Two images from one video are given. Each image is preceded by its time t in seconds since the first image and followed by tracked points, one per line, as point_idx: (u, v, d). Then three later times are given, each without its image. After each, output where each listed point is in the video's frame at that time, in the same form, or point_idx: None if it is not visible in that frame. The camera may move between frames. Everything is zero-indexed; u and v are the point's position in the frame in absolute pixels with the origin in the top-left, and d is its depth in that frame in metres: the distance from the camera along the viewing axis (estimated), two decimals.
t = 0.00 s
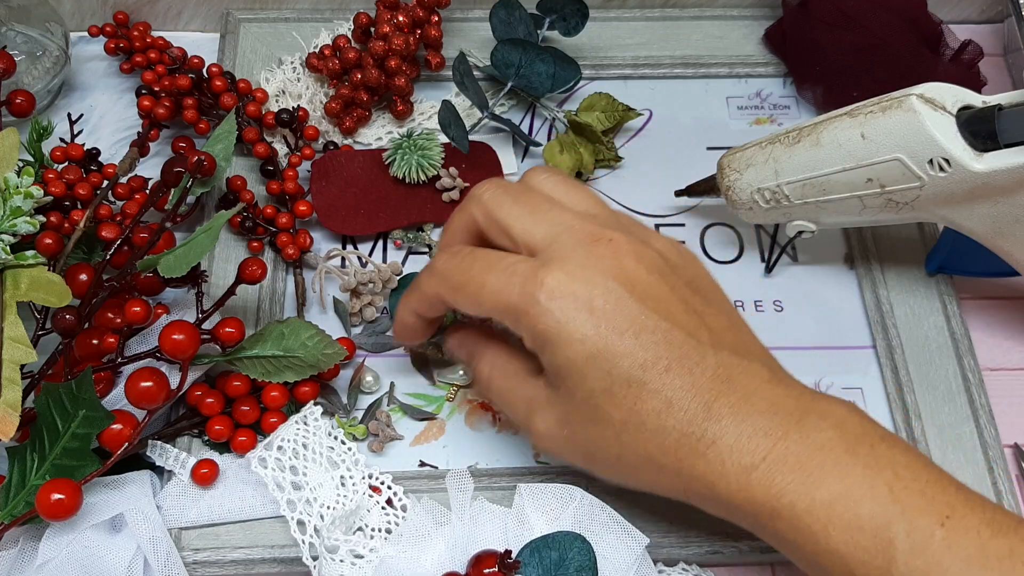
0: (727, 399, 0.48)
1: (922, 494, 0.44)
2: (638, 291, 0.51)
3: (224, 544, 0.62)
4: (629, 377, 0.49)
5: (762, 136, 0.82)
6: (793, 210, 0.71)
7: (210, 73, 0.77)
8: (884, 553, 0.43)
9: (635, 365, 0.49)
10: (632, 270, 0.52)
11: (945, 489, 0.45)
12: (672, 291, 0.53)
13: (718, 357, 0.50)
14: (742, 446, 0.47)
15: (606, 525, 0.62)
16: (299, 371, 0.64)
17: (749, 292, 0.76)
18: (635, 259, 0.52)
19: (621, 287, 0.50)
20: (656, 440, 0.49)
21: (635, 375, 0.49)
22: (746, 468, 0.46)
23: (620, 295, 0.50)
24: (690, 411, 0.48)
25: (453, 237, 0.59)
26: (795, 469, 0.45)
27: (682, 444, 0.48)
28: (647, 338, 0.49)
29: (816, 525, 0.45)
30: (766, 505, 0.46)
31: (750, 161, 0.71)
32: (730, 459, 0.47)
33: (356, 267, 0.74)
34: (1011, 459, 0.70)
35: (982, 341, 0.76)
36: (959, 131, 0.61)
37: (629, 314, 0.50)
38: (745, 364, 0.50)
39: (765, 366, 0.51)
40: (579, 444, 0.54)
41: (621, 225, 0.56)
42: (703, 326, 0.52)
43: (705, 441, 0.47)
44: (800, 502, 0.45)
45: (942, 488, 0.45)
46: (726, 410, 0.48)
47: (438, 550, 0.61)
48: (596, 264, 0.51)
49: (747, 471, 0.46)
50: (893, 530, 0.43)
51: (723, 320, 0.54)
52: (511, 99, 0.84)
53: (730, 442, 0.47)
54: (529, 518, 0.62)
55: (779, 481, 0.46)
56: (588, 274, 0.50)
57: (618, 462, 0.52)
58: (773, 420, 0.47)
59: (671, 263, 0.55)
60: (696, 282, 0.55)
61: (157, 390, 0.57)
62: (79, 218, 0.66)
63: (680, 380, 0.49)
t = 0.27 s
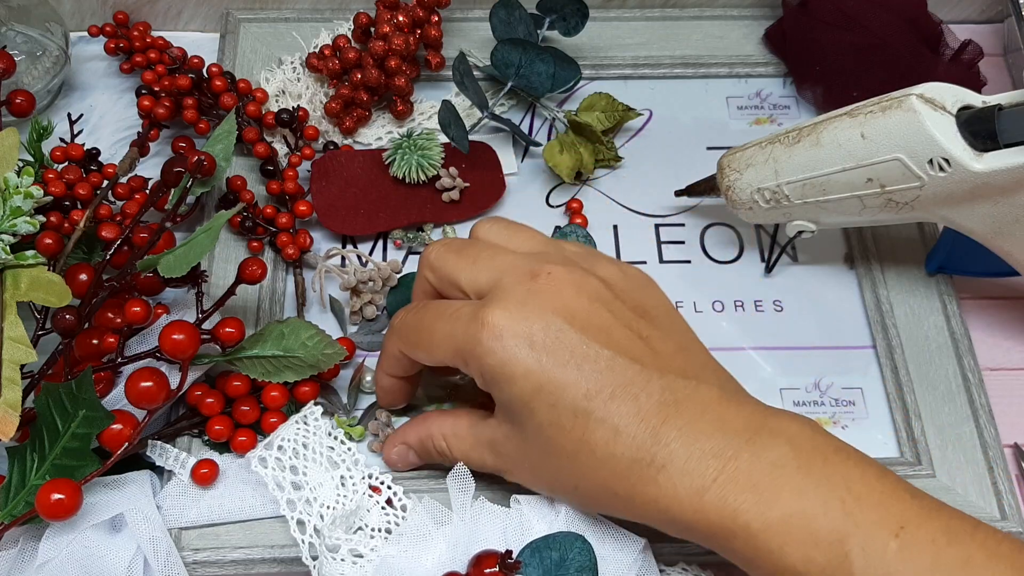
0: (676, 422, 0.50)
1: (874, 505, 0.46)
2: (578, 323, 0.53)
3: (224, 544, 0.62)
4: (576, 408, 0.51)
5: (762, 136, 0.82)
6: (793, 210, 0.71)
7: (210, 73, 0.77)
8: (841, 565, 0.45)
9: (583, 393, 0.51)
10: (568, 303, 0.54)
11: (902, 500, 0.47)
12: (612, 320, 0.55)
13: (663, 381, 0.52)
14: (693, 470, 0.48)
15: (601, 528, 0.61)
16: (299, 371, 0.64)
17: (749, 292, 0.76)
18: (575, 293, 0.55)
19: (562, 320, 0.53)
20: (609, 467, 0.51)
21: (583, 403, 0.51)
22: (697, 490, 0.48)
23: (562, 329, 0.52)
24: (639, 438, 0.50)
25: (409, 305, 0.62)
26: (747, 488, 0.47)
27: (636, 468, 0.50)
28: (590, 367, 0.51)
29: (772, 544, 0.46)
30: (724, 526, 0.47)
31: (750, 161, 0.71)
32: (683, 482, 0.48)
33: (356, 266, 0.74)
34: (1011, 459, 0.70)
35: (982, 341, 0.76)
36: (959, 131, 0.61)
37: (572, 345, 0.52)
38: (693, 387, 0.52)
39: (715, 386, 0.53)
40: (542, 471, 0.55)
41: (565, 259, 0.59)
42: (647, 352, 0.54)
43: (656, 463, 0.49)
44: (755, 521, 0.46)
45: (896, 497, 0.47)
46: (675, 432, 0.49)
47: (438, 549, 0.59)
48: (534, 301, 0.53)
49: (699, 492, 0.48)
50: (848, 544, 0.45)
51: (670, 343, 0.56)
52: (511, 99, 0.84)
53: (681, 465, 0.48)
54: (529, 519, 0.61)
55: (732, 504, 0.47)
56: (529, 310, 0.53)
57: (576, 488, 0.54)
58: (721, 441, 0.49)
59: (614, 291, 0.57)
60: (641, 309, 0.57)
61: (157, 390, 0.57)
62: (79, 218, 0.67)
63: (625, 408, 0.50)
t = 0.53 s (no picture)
0: (637, 401, 0.50)
1: (837, 482, 0.47)
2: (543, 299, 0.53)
3: (224, 544, 0.62)
4: (536, 384, 0.51)
5: (762, 136, 0.82)
6: (793, 210, 0.71)
7: (212, 72, 0.77)
8: (803, 543, 0.46)
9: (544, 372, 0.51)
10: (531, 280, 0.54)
11: (895, 491, 0.48)
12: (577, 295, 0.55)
13: (627, 359, 0.52)
14: (651, 449, 0.49)
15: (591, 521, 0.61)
16: (299, 370, 0.63)
17: (749, 292, 0.76)
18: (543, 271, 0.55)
19: (526, 296, 0.53)
20: (570, 444, 0.51)
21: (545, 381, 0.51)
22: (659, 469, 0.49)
23: (527, 305, 0.52)
24: (600, 416, 0.50)
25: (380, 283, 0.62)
26: (706, 467, 0.48)
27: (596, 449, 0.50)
28: (553, 345, 0.52)
29: (733, 523, 0.47)
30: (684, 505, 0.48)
31: (750, 161, 0.71)
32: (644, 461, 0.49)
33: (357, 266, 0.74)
34: (1011, 458, 0.70)
35: (982, 342, 0.76)
36: (959, 131, 0.61)
37: (535, 321, 0.52)
38: (656, 364, 0.53)
39: (678, 362, 0.54)
40: (504, 448, 0.56)
41: (534, 237, 0.59)
42: (612, 328, 0.54)
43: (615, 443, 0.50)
44: (715, 499, 0.48)
45: (868, 479, 0.48)
46: (635, 411, 0.50)
47: (427, 543, 0.60)
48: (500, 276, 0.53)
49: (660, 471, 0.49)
50: (809, 522, 0.46)
51: (639, 320, 0.56)
52: (511, 99, 0.84)
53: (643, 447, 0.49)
54: (519, 515, 0.61)
55: (692, 482, 0.48)
56: (494, 286, 0.52)
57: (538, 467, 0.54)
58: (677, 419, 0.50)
59: (583, 268, 0.57)
60: (609, 283, 0.58)
61: (157, 390, 0.57)
62: (79, 218, 0.67)
63: (589, 385, 0.51)
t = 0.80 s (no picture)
0: (643, 409, 0.50)
1: (850, 496, 0.47)
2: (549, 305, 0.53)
3: (224, 544, 0.63)
4: (543, 390, 0.50)
5: (762, 137, 0.82)
6: (793, 210, 0.71)
7: (216, 69, 0.77)
8: (814, 558, 0.46)
9: (549, 377, 0.50)
10: (539, 284, 0.53)
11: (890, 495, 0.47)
12: (583, 301, 0.54)
13: (634, 366, 0.52)
14: (660, 458, 0.49)
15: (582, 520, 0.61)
16: (300, 372, 0.63)
17: (749, 292, 0.76)
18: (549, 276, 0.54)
19: (531, 302, 0.52)
20: (575, 452, 0.50)
21: (549, 387, 0.50)
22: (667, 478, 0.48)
23: (533, 310, 0.52)
24: (605, 423, 0.50)
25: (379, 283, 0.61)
26: (716, 477, 0.48)
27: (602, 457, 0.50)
28: (558, 350, 0.51)
29: (740, 533, 0.47)
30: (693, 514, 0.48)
31: (750, 161, 0.71)
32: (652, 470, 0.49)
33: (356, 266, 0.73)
34: (1011, 458, 0.70)
35: (982, 342, 0.76)
36: (959, 131, 0.61)
37: (541, 325, 0.51)
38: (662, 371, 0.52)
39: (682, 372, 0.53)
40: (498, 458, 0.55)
41: (536, 243, 0.58)
42: (616, 334, 0.54)
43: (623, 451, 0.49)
44: (726, 512, 0.47)
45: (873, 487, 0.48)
46: (643, 421, 0.50)
47: (416, 545, 0.60)
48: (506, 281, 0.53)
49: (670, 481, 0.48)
50: (821, 534, 0.46)
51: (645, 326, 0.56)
52: (511, 99, 0.84)
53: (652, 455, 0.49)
54: (506, 515, 0.61)
55: (702, 492, 0.48)
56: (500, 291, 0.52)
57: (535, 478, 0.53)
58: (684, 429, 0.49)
59: (586, 275, 0.57)
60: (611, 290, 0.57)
61: (158, 392, 0.57)
62: (79, 219, 0.67)
63: (593, 392, 0.50)
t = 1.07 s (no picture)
0: (614, 392, 0.50)
1: (842, 492, 0.47)
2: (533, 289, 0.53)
3: (224, 545, 0.63)
4: (515, 367, 0.51)
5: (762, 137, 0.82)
6: (793, 210, 0.71)
7: (217, 71, 0.77)
8: (780, 538, 0.46)
9: (523, 356, 0.51)
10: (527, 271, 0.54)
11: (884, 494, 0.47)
12: (568, 292, 0.55)
13: (612, 354, 0.52)
14: (626, 443, 0.49)
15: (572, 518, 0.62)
16: (302, 379, 0.63)
17: (749, 292, 0.76)
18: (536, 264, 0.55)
19: (516, 283, 0.53)
20: (544, 431, 0.51)
21: (522, 365, 0.51)
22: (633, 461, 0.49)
23: (516, 292, 0.52)
24: (575, 405, 0.50)
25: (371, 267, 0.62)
26: (682, 461, 0.48)
27: (569, 437, 0.50)
28: (536, 331, 0.51)
29: (705, 517, 0.47)
30: (656, 500, 0.48)
31: (750, 161, 0.71)
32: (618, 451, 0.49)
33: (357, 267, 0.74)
34: (1011, 458, 0.70)
35: (982, 342, 0.76)
36: (959, 131, 0.61)
37: (524, 307, 0.52)
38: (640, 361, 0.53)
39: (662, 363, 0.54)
40: (476, 436, 0.55)
41: (530, 233, 0.59)
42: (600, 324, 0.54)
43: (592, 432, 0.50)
44: (691, 494, 0.47)
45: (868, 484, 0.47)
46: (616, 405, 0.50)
47: (410, 547, 0.60)
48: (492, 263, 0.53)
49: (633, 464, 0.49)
50: (786, 519, 0.46)
51: (628, 323, 0.56)
52: (511, 99, 0.84)
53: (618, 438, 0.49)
54: (498, 512, 0.62)
55: (667, 475, 0.48)
56: (485, 271, 0.52)
57: (509, 456, 0.54)
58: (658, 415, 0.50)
59: (576, 267, 0.57)
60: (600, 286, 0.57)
61: (160, 395, 0.57)
62: (80, 218, 0.67)
63: (567, 372, 0.51)
